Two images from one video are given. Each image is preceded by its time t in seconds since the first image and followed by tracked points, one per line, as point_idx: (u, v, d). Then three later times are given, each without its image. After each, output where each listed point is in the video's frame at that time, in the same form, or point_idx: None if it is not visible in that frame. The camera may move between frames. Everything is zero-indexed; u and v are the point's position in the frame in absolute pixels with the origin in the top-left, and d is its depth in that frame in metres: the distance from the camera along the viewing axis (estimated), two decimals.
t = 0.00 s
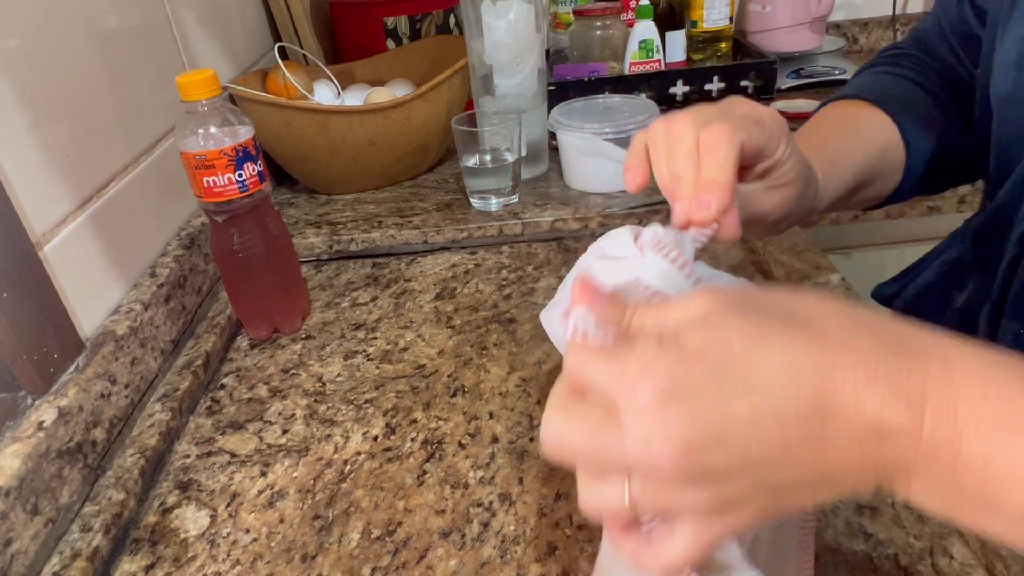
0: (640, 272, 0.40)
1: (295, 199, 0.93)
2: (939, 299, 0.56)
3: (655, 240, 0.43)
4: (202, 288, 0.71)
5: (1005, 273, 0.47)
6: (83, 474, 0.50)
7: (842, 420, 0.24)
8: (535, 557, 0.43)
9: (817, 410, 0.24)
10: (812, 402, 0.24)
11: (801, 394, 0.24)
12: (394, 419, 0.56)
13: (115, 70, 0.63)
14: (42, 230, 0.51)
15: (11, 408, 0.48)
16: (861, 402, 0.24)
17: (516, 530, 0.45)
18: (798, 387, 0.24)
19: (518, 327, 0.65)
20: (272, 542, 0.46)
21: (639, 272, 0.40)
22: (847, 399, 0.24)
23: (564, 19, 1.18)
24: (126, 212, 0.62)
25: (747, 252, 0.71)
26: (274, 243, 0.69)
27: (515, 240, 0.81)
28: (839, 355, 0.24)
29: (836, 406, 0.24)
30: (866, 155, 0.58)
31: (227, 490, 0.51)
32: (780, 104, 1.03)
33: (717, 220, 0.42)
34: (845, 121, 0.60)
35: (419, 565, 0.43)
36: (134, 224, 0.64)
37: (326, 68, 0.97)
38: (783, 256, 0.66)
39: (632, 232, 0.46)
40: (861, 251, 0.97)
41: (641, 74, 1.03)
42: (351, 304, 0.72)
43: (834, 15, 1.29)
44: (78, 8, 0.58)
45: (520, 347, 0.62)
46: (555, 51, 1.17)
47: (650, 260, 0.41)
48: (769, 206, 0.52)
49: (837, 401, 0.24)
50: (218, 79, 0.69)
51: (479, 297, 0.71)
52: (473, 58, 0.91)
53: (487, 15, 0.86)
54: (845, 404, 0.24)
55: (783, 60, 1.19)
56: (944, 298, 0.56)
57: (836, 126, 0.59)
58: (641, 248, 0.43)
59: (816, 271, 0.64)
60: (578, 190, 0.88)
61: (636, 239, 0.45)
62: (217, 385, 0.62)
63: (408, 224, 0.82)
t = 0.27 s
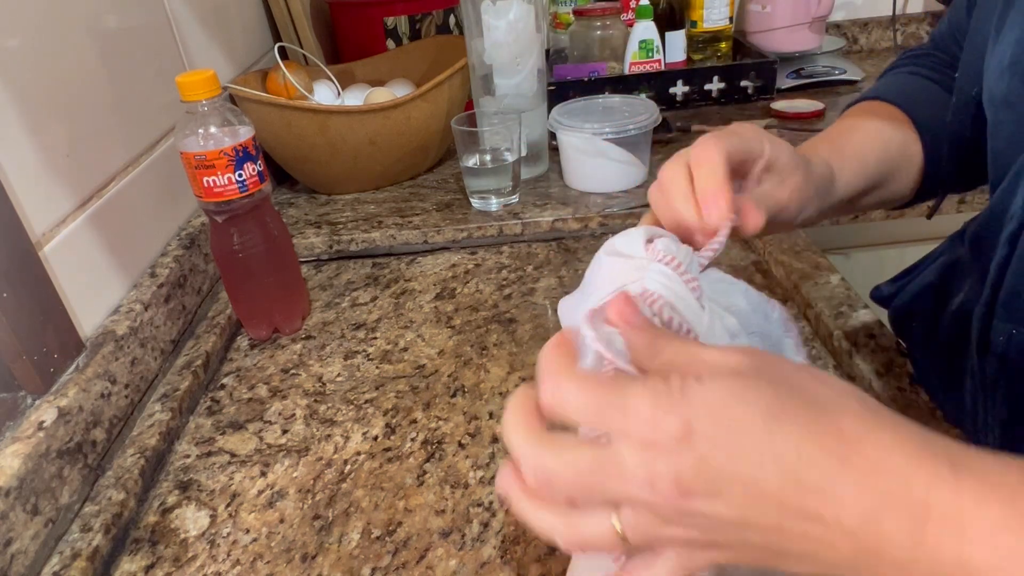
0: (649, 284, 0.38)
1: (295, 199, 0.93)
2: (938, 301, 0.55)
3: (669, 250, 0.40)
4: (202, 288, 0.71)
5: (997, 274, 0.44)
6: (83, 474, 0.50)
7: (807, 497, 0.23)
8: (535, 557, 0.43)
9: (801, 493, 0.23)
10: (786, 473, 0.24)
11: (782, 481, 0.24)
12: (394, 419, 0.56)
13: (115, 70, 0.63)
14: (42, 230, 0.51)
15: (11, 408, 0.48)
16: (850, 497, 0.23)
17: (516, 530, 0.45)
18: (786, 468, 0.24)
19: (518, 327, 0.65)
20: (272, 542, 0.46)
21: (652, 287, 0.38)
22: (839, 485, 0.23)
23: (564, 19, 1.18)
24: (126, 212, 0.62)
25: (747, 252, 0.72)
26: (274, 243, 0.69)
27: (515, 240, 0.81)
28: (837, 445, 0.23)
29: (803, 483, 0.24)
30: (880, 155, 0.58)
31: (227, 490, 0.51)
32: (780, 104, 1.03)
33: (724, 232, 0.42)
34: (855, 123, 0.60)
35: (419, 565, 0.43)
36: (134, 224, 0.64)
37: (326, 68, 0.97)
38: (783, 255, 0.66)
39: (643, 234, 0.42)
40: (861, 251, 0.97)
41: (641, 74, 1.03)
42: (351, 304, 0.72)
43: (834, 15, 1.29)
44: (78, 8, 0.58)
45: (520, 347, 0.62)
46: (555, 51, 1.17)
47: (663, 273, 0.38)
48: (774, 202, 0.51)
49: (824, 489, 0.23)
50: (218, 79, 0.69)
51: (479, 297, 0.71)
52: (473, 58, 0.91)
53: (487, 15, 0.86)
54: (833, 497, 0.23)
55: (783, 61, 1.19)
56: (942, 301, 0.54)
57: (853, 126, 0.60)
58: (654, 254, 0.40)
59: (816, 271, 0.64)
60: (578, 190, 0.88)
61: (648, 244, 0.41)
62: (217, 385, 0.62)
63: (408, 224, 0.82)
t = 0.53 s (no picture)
0: (648, 285, 0.38)
1: (295, 199, 0.93)
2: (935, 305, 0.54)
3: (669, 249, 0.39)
4: (202, 288, 0.71)
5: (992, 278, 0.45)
6: (83, 474, 0.49)
7: None
8: (535, 557, 0.43)
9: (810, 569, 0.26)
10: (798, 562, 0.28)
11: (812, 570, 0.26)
12: (394, 419, 0.56)
13: (115, 70, 0.63)
14: (43, 230, 0.51)
15: (11, 408, 0.48)
16: None
17: (516, 530, 0.45)
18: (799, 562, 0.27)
19: (518, 327, 0.65)
20: (272, 542, 0.46)
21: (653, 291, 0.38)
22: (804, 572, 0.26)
23: (564, 19, 1.18)
24: (126, 212, 0.62)
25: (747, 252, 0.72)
26: (274, 243, 0.69)
27: (515, 240, 0.81)
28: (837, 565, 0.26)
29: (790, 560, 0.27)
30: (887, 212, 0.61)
31: (227, 490, 0.51)
32: (780, 104, 1.03)
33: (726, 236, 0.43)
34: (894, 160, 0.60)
35: (419, 565, 0.43)
36: (134, 224, 0.64)
37: (326, 68, 0.97)
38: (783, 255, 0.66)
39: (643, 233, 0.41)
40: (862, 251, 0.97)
41: (641, 74, 1.03)
42: (351, 304, 0.72)
43: (834, 15, 1.29)
44: (78, 7, 0.58)
45: (520, 347, 0.62)
46: (555, 51, 1.17)
47: (662, 274, 0.38)
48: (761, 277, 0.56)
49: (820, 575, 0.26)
50: (218, 79, 0.69)
51: (479, 297, 0.71)
52: (473, 58, 0.91)
53: (487, 15, 0.86)
54: None
55: (783, 61, 1.19)
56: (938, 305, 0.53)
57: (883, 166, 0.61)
58: (654, 253, 0.39)
59: (816, 271, 0.64)
60: (578, 189, 0.88)
61: (647, 242, 0.40)
62: (217, 385, 0.62)
63: (408, 224, 0.82)
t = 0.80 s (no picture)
0: (649, 285, 0.38)
1: (295, 199, 0.93)
2: (943, 298, 0.54)
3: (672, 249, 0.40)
4: (202, 288, 0.71)
5: (1011, 275, 0.46)
6: (83, 474, 0.49)
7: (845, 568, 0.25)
8: (535, 557, 0.43)
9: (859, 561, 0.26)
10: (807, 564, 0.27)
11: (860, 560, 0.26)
12: (394, 419, 0.56)
13: (115, 70, 0.63)
14: (42, 230, 0.51)
15: (11, 408, 0.48)
16: None
17: (516, 530, 0.45)
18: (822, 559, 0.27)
19: (518, 327, 0.65)
20: (272, 542, 0.46)
21: (653, 291, 0.38)
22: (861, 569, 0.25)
23: (564, 19, 1.17)
24: (126, 212, 0.62)
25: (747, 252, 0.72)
26: (273, 243, 0.69)
27: (515, 240, 0.81)
28: None
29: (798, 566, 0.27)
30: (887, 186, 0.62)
31: (227, 490, 0.51)
32: (780, 104, 1.03)
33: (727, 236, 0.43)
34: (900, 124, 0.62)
35: (419, 565, 0.43)
36: (134, 224, 0.64)
37: (326, 68, 0.97)
38: (783, 255, 0.67)
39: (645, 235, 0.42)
40: (862, 252, 0.96)
41: (641, 74, 1.03)
42: (351, 304, 0.72)
43: (834, 15, 1.29)
44: (77, 7, 0.58)
45: (520, 346, 0.62)
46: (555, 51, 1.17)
47: (664, 275, 0.38)
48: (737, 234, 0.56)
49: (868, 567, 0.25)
50: (218, 78, 0.69)
51: (479, 297, 0.71)
52: (473, 58, 0.91)
53: (487, 15, 0.86)
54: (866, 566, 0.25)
55: (783, 61, 1.19)
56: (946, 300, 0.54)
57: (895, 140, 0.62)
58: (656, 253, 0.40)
59: (816, 271, 0.64)
60: (578, 189, 0.88)
61: (648, 246, 0.41)
62: (217, 385, 0.62)
63: (408, 224, 0.82)
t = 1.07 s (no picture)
0: (649, 285, 0.38)
1: (295, 199, 0.93)
2: (950, 291, 0.56)
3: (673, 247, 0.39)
4: (202, 288, 0.71)
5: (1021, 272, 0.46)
6: (83, 474, 0.49)
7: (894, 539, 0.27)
8: (535, 557, 0.43)
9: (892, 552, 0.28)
10: None
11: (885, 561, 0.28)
12: (394, 419, 0.55)
13: (115, 70, 0.63)
14: (42, 230, 0.51)
15: (11, 408, 0.48)
16: None
17: (516, 530, 0.45)
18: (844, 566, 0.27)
19: (518, 327, 0.65)
20: (272, 542, 0.46)
21: (654, 293, 0.38)
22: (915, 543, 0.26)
23: (564, 19, 1.17)
24: (127, 212, 0.62)
25: (747, 252, 0.72)
26: (273, 243, 0.69)
27: (516, 240, 0.81)
28: None
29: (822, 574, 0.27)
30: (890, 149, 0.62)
31: (227, 490, 0.51)
32: (780, 104, 1.03)
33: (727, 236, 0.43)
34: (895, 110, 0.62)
35: (419, 565, 0.43)
36: (134, 224, 0.64)
37: (326, 68, 0.97)
38: (783, 255, 0.66)
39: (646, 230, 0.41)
40: (862, 251, 0.96)
41: (641, 74, 1.03)
42: (351, 304, 0.72)
43: (834, 15, 1.29)
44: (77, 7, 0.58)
45: (520, 346, 0.62)
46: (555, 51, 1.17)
47: (664, 275, 0.38)
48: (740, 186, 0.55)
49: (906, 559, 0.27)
50: (218, 79, 0.69)
51: (479, 297, 0.71)
52: (473, 58, 0.91)
53: (487, 14, 0.86)
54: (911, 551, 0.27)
55: (783, 61, 1.19)
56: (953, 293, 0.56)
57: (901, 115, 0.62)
58: (658, 251, 0.39)
59: (816, 271, 0.64)
60: (578, 190, 0.88)
61: (649, 242, 0.41)
62: (217, 385, 0.62)
63: (408, 224, 0.82)
